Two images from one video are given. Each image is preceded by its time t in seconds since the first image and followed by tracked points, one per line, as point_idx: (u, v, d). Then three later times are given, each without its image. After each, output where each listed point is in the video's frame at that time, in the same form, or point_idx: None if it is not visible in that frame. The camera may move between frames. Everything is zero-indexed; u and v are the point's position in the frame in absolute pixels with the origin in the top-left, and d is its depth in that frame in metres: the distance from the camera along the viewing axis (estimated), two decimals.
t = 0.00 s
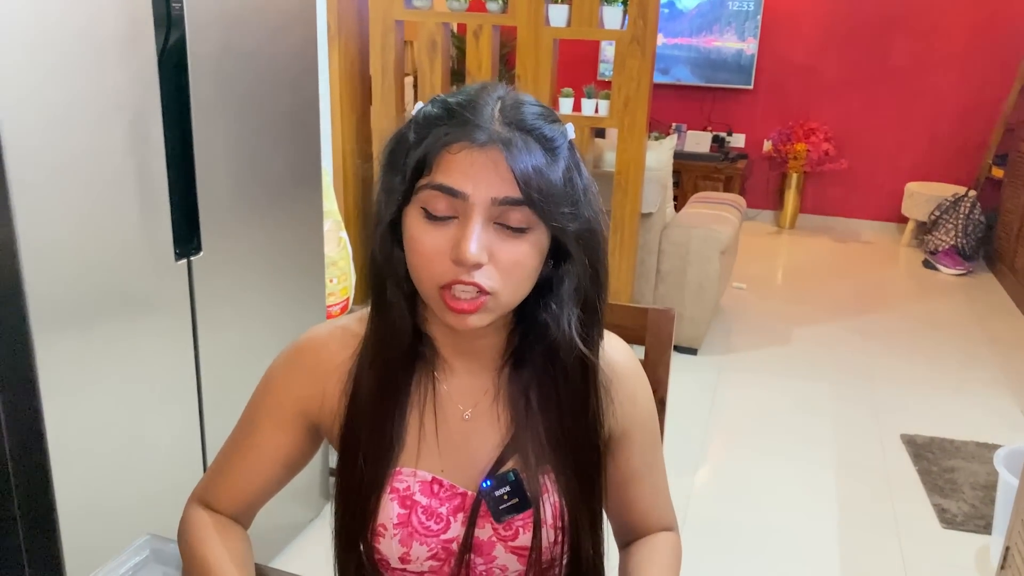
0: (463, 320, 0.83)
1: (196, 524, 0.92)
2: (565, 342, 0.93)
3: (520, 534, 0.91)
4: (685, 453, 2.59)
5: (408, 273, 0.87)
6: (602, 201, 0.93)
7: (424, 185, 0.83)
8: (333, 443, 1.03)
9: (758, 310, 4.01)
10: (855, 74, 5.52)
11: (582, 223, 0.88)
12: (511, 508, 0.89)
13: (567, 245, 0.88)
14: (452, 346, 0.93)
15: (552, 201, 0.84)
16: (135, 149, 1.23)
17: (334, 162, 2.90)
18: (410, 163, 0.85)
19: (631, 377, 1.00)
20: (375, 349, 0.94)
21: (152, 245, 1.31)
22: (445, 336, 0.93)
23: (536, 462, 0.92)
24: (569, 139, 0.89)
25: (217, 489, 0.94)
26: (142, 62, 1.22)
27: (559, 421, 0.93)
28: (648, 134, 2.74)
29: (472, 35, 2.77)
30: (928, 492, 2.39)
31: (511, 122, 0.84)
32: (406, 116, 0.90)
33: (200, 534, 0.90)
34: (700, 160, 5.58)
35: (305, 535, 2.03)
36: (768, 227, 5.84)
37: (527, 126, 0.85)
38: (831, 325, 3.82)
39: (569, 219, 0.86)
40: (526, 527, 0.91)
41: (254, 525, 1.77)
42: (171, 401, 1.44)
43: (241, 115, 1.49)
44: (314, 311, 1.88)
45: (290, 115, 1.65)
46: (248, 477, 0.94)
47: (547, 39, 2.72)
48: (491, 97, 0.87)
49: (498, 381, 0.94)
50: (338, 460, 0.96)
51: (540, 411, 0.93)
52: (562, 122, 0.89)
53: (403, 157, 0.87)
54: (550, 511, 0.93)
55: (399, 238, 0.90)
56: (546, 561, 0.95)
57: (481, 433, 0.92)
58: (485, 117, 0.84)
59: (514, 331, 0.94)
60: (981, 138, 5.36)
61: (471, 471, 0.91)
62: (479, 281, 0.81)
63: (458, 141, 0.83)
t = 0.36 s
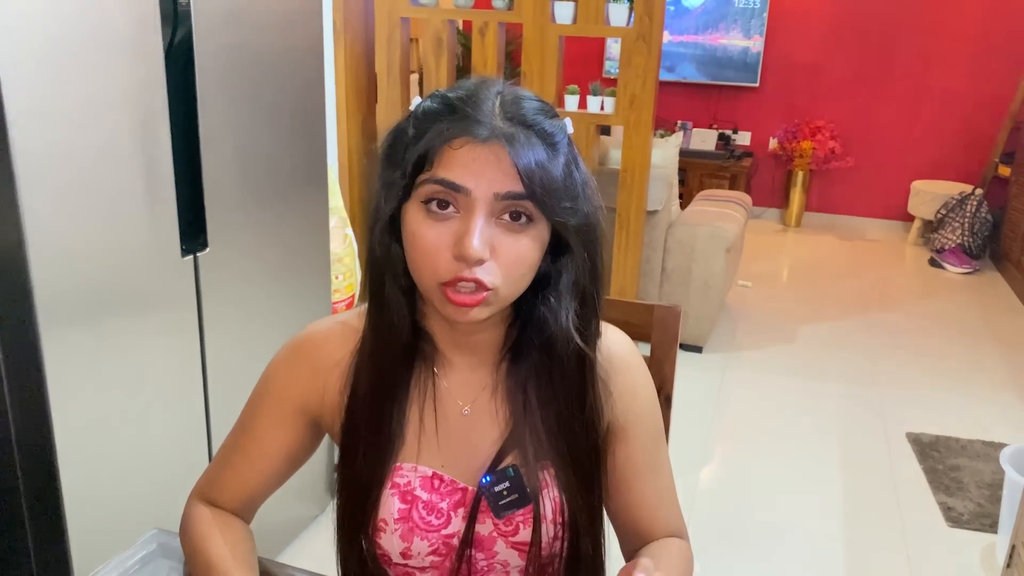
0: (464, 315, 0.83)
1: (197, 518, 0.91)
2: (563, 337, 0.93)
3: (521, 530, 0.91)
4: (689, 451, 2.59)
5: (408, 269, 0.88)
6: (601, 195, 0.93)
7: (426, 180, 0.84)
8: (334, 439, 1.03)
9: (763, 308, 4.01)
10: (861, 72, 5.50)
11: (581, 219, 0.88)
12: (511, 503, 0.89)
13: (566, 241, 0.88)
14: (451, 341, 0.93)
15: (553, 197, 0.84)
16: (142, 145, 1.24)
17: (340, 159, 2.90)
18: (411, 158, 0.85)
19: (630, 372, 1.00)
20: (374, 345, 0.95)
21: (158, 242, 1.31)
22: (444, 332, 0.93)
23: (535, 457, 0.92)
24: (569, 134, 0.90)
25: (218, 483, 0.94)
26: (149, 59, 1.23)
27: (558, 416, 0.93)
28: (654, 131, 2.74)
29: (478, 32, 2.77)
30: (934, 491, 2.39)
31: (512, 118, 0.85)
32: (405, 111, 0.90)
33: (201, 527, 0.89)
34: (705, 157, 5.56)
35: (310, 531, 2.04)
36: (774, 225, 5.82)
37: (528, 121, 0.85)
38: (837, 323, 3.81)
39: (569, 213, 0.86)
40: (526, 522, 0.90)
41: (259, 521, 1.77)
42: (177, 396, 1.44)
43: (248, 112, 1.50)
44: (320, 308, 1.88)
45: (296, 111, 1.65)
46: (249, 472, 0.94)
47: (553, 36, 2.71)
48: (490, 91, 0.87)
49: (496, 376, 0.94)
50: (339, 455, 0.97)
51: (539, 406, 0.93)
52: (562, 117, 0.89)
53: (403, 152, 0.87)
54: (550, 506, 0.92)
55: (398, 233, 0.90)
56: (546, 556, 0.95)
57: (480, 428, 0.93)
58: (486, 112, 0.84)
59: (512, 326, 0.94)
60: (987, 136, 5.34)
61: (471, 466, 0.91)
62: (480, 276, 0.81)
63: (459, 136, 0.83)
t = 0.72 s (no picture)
0: (477, 313, 0.84)
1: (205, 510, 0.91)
2: (572, 334, 0.94)
3: (531, 521, 0.91)
4: (694, 447, 2.60)
5: (421, 263, 0.88)
6: (614, 193, 0.94)
7: (445, 180, 0.83)
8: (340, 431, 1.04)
9: (769, 305, 4.00)
10: (868, 69, 5.48)
11: (595, 218, 0.89)
12: (521, 494, 0.89)
13: (581, 241, 0.90)
14: (462, 335, 0.94)
15: (571, 199, 0.85)
16: (149, 141, 1.24)
17: (345, 155, 2.89)
18: (431, 155, 0.85)
19: (636, 363, 1.01)
20: (385, 338, 0.95)
21: (166, 236, 1.32)
22: (454, 325, 0.93)
23: (545, 449, 0.92)
24: (586, 136, 0.90)
25: (227, 475, 0.94)
26: (156, 54, 1.23)
27: (567, 408, 0.94)
28: (660, 127, 2.73)
29: (484, 27, 2.77)
30: (939, 487, 2.38)
31: (534, 119, 0.84)
32: (424, 104, 0.89)
33: (210, 518, 0.90)
34: (711, 154, 5.56)
35: (317, 524, 2.05)
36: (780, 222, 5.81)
37: (549, 123, 0.85)
38: (842, 320, 3.80)
39: (585, 217, 0.87)
40: (536, 513, 0.91)
41: (265, 514, 1.78)
42: (185, 390, 1.45)
43: (254, 107, 1.50)
44: (326, 302, 1.89)
45: (303, 106, 1.66)
46: (258, 463, 0.94)
47: (559, 32, 2.71)
48: (511, 89, 0.87)
49: (506, 369, 0.95)
50: (348, 446, 0.97)
51: (549, 399, 0.94)
52: (581, 119, 0.89)
53: (421, 146, 0.86)
54: (559, 497, 0.93)
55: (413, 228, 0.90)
56: (556, 547, 0.95)
57: (490, 421, 0.93)
58: (508, 112, 0.84)
59: (522, 320, 0.95)
60: (995, 133, 5.32)
61: (481, 459, 0.92)
62: (497, 275, 0.82)
63: (481, 136, 0.83)
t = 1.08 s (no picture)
0: (493, 301, 0.84)
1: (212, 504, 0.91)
2: (590, 329, 0.96)
3: (534, 508, 0.91)
4: (697, 444, 2.60)
5: (437, 252, 0.88)
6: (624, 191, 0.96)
7: (469, 166, 0.84)
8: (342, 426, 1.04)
9: (773, 303, 3.99)
10: (873, 66, 5.47)
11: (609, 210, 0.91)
12: (525, 481, 0.89)
13: (597, 231, 0.91)
14: (470, 324, 0.95)
15: (590, 189, 0.86)
16: (154, 136, 1.24)
17: (350, 151, 2.89)
18: (455, 141, 0.86)
19: (641, 352, 1.02)
20: (396, 325, 0.95)
21: (171, 232, 1.32)
22: (462, 314, 0.95)
23: (549, 439, 0.93)
24: (602, 132, 0.92)
25: (233, 468, 0.94)
26: (162, 49, 1.23)
27: (573, 399, 0.95)
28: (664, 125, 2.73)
29: (488, 24, 2.75)
30: (943, 485, 2.38)
31: (556, 111, 0.87)
32: (446, 94, 0.91)
33: (218, 512, 0.90)
34: (715, 151, 5.55)
35: (321, 519, 2.06)
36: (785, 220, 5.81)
37: (571, 113, 0.87)
38: (847, 317, 3.80)
39: (601, 209, 0.89)
40: (539, 501, 0.91)
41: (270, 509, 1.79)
42: (189, 385, 1.45)
43: (258, 103, 1.50)
44: (330, 299, 1.89)
45: (307, 103, 1.66)
46: (263, 456, 0.95)
47: (563, 29, 2.71)
48: (532, 83, 0.89)
49: (511, 359, 0.97)
50: (354, 435, 0.97)
51: (555, 389, 0.95)
52: (598, 116, 0.91)
53: (444, 134, 0.88)
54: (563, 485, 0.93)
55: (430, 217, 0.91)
56: (559, 535, 0.96)
57: (495, 409, 0.94)
58: (531, 102, 0.86)
59: (528, 314, 0.98)
60: (1000, 130, 5.30)
61: (486, 447, 0.92)
62: (515, 263, 0.83)
63: (507, 124, 0.84)
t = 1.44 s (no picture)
0: (486, 293, 0.85)
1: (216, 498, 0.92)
2: (585, 325, 0.97)
3: (532, 506, 0.92)
4: (700, 444, 2.59)
5: (432, 246, 0.89)
6: (621, 188, 0.96)
7: (461, 161, 0.85)
8: (347, 420, 1.05)
9: (777, 302, 3.99)
10: (877, 65, 5.46)
11: (604, 208, 0.90)
12: (523, 480, 0.90)
13: (591, 229, 0.91)
14: (470, 321, 0.97)
15: (582, 185, 0.86)
16: (159, 137, 1.25)
17: (353, 150, 2.90)
18: (448, 137, 0.87)
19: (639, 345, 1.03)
20: (395, 322, 0.96)
21: (176, 231, 1.33)
22: (459, 310, 0.97)
23: (547, 436, 0.93)
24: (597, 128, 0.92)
25: (237, 463, 0.95)
26: (166, 50, 1.24)
27: (571, 397, 0.95)
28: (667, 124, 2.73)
29: (492, 24, 2.76)
30: (946, 484, 2.38)
31: (548, 106, 0.87)
32: (442, 92, 0.92)
33: (222, 506, 0.90)
34: (719, 150, 5.55)
35: (325, 517, 2.06)
36: (788, 219, 5.80)
37: (564, 110, 0.88)
38: (850, 317, 3.79)
39: (595, 204, 0.89)
40: (537, 498, 0.91)
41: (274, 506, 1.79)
42: (193, 383, 1.46)
43: (262, 103, 1.51)
44: (333, 296, 1.90)
45: (311, 102, 1.66)
46: (268, 450, 0.95)
47: (566, 28, 2.71)
48: (526, 81, 0.90)
49: (508, 357, 0.98)
50: (355, 431, 0.98)
51: (552, 387, 0.95)
52: (593, 112, 0.92)
53: (439, 130, 0.89)
54: (560, 483, 0.93)
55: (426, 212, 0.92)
56: (557, 532, 0.96)
57: (493, 408, 0.96)
58: (524, 98, 0.87)
59: (526, 309, 0.99)
60: (1005, 130, 5.29)
61: (485, 444, 0.94)
62: (507, 257, 0.83)
63: (498, 119, 0.85)
